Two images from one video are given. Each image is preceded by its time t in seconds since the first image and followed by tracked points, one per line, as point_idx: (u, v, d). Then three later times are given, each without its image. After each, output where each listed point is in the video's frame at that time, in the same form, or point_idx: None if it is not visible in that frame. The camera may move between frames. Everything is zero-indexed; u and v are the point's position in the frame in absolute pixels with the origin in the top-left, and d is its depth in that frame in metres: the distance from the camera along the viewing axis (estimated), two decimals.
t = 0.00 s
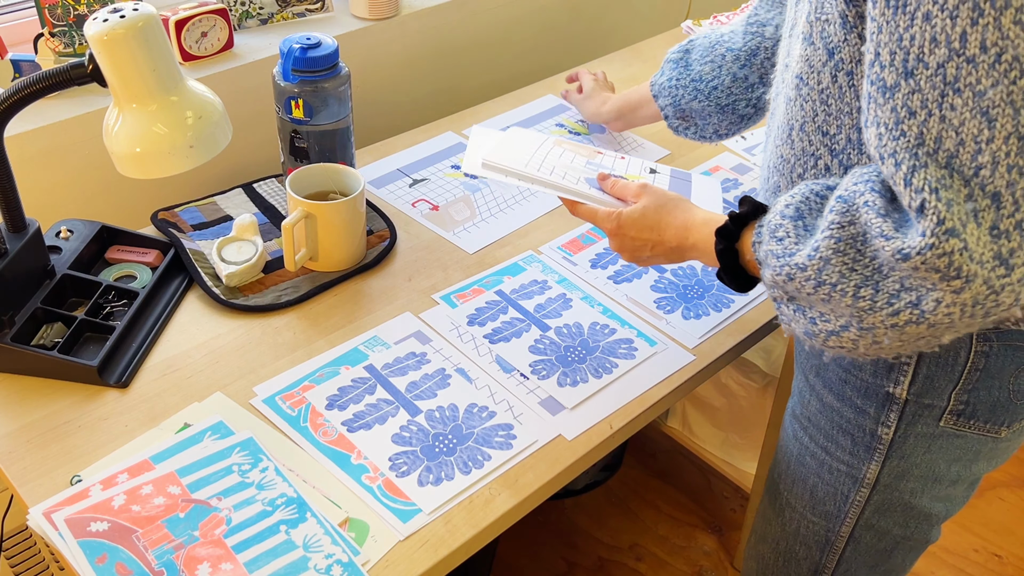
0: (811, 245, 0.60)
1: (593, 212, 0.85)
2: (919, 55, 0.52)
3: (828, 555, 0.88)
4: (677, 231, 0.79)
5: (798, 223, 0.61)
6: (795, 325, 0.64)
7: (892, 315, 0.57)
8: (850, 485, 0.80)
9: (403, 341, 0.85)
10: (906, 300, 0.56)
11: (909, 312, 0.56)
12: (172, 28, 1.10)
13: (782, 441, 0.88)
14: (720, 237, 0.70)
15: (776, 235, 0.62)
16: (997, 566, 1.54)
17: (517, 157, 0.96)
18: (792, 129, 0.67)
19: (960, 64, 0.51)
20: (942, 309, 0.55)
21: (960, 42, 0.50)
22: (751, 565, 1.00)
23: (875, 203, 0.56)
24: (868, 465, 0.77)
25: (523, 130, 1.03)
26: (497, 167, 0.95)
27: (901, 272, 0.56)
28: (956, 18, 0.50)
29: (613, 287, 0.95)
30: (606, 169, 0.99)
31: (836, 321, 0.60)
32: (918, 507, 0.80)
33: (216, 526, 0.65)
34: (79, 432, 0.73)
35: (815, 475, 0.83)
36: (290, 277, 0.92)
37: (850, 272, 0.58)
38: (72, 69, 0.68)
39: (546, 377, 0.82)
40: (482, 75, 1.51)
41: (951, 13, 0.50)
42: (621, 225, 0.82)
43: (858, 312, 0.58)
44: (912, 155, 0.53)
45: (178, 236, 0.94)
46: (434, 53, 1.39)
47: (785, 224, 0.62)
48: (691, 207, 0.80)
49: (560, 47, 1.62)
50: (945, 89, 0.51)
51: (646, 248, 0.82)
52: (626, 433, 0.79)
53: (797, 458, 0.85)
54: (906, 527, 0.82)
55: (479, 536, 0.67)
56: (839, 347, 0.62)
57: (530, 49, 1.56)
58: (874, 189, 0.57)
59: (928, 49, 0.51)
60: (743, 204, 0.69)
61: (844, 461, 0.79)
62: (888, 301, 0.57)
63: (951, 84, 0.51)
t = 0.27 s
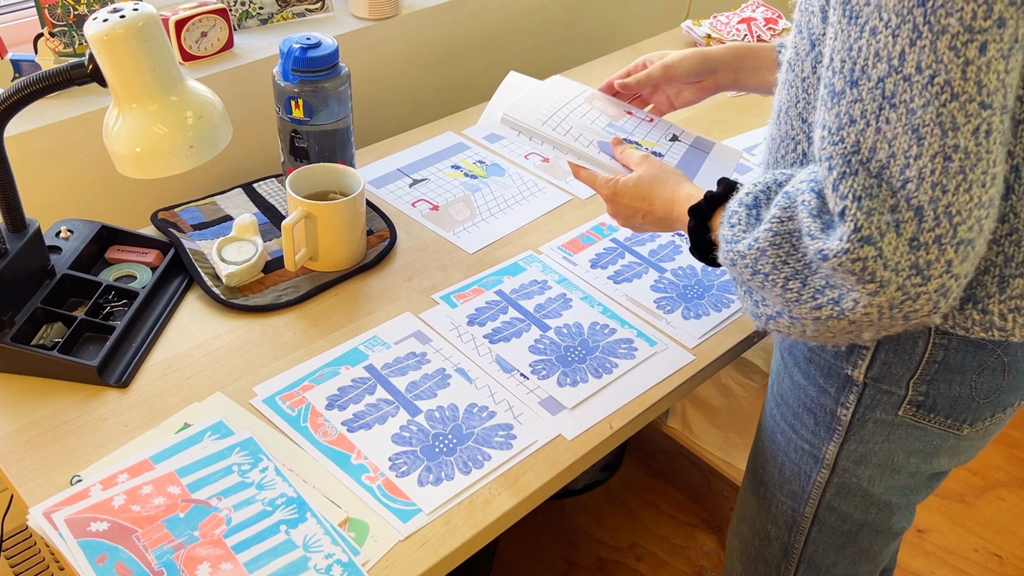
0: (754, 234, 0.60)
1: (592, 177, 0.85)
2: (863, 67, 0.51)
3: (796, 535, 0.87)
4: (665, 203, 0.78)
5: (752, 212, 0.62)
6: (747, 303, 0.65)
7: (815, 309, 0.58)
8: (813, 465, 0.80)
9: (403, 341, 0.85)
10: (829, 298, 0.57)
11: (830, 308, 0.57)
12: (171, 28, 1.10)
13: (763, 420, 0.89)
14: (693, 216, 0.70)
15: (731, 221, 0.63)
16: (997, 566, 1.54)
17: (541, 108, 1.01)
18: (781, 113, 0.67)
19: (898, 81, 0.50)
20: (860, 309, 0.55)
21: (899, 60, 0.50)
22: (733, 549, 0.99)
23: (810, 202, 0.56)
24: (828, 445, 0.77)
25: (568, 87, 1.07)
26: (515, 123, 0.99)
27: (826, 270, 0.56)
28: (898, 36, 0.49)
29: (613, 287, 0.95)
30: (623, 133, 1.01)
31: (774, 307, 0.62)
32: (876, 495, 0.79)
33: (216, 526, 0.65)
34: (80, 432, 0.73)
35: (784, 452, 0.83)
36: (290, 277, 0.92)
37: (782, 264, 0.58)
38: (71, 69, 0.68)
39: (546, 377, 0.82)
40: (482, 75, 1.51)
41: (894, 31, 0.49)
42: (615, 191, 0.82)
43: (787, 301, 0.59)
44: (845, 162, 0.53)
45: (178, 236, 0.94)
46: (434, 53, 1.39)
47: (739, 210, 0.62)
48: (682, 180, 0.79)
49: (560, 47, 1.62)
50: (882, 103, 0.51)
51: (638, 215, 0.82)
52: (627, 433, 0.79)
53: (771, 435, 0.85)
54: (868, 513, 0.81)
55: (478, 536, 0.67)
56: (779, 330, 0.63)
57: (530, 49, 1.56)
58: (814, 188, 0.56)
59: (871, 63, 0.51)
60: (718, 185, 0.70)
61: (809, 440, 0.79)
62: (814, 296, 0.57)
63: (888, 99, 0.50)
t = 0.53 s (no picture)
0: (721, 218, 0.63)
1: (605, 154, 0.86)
2: (829, 65, 0.52)
3: (774, 516, 0.87)
4: (669, 183, 0.79)
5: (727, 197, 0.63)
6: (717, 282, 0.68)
7: (765, 295, 0.60)
8: (784, 446, 0.81)
9: (403, 341, 0.85)
10: (778, 286, 0.59)
11: (779, 296, 0.59)
12: (172, 28, 1.10)
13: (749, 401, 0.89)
14: (684, 196, 0.71)
15: (707, 204, 0.65)
16: (997, 566, 1.54)
17: (572, 76, 0.93)
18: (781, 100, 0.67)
19: (857, 83, 0.51)
20: (804, 300, 0.57)
21: (860, 63, 0.50)
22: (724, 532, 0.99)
23: (768, 193, 0.58)
24: (797, 426, 0.78)
25: (620, 27, 0.99)
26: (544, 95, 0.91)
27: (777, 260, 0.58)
28: (861, 40, 0.50)
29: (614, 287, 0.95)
30: (651, 109, 0.97)
31: (733, 289, 0.64)
32: (845, 483, 0.79)
33: (217, 526, 0.65)
34: (80, 432, 0.73)
35: (762, 433, 0.84)
36: (290, 277, 0.92)
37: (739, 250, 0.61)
38: (71, 69, 0.68)
39: (546, 377, 0.82)
40: (482, 74, 1.51)
41: (857, 35, 0.50)
42: (626, 168, 0.83)
43: (741, 286, 0.62)
44: (801, 157, 0.54)
45: (178, 236, 0.94)
46: (434, 53, 1.39)
47: (715, 194, 0.64)
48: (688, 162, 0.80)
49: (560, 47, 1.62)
50: (842, 103, 0.52)
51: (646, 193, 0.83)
52: (627, 433, 0.79)
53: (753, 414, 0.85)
54: (837, 501, 0.81)
55: (478, 537, 0.67)
56: (740, 311, 0.66)
57: (530, 49, 1.56)
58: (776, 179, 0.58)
59: (835, 62, 0.52)
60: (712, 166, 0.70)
61: (782, 421, 0.80)
62: (765, 282, 0.60)
63: (847, 100, 0.51)
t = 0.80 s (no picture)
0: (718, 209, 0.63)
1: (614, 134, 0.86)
2: (827, 63, 0.52)
3: (770, 513, 0.87)
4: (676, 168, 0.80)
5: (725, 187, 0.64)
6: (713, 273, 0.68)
7: (755, 287, 0.61)
8: (778, 442, 0.81)
9: (403, 341, 0.85)
10: (768, 279, 0.60)
11: (768, 289, 0.60)
12: (172, 28, 1.10)
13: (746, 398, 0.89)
14: (685, 182, 0.72)
15: (705, 195, 0.65)
16: (997, 566, 1.54)
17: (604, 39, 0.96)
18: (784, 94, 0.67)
19: (853, 82, 0.51)
20: (793, 294, 0.58)
21: (857, 62, 0.50)
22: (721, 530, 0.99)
23: (762, 187, 0.58)
24: (790, 422, 0.78)
25: (649, 16, 1.03)
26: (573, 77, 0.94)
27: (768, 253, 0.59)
28: (859, 38, 0.50)
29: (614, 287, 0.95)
30: (672, 90, 1.00)
31: (727, 281, 0.65)
32: (839, 481, 0.79)
33: (217, 526, 0.65)
34: (80, 432, 0.73)
35: (757, 429, 0.84)
36: (290, 277, 0.92)
37: (733, 242, 0.61)
38: (71, 69, 0.68)
39: (546, 377, 0.82)
40: (482, 74, 1.51)
41: (856, 33, 0.50)
42: (634, 147, 0.83)
43: (734, 277, 0.62)
44: (795, 153, 0.54)
45: (178, 236, 0.94)
46: (435, 53, 1.39)
47: (714, 185, 0.65)
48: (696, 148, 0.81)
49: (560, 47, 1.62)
50: (837, 101, 0.52)
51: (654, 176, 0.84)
52: (627, 433, 0.79)
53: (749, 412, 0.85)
54: (832, 499, 0.81)
55: (478, 536, 0.67)
56: (733, 303, 0.66)
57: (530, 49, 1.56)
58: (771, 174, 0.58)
59: (834, 60, 0.52)
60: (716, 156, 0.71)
61: (776, 417, 0.80)
62: (756, 275, 0.61)
63: (843, 98, 0.51)
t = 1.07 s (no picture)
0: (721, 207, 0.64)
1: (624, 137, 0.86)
2: (831, 62, 0.52)
3: (769, 513, 0.87)
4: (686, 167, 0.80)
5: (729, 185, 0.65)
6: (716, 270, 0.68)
7: (757, 286, 0.61)
8: (778, 442, 0.81)
9: (402, 341, 0.85)
10: (770, 279, 0.60)
11: (770, 288, 0.60)
12: (172, 28, 1.10)
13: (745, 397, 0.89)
14: (694, 181, 0.72)
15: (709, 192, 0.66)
16: (997, 566, 1.54)
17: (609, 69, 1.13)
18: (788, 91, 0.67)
19: (858, 82, 0.51)
20: (794, 294, 0.58)
21: (862, 62, 0.50)
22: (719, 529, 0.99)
23: (765, 187, 0.58)
24: (790, 422, 0.78)
25: (653, 54, 1.24)
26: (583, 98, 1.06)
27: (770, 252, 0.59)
28: (864, 39, 0.50)
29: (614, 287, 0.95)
30: (682, 100, 1.18)
31: (729, 279, 0.65)
32: (839, 480, 0.79)
33: (217, 526, 0.65)
34: (80, 432, 0.73)
35: (757, 428, 0.84)
36: (290, 277, 0.92)
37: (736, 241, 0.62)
38: (71, 69, 0.68)
39: (546, 377, 0.82)
40: (482, 74, 1.51)
41: (862, 33, 0.50)
42: (644, 151, 0.83)
43: (736, 276, 0.63)
44: (798, 153, 0.55)
45: (178, 236, 0.94)
46: (435, 53, 1.39)
47: (718, 182, 0.65)
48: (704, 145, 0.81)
49: (559, 47, 1.62)
50: (842, 101, 0.52)
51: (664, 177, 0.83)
52: (626, 434, 0.79)
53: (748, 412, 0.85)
54: (832, 498, 0.81)
55: (478, 537, 0.67)
56: (735, 301, 0.67)
57: (530, 49, 1.56)
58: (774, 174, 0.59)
59: (838, 60, 0.52)
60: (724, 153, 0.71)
61: (776, 417, 0.80)
62: (757, 274, 0.61)
63: (847, 98, 0.51)
